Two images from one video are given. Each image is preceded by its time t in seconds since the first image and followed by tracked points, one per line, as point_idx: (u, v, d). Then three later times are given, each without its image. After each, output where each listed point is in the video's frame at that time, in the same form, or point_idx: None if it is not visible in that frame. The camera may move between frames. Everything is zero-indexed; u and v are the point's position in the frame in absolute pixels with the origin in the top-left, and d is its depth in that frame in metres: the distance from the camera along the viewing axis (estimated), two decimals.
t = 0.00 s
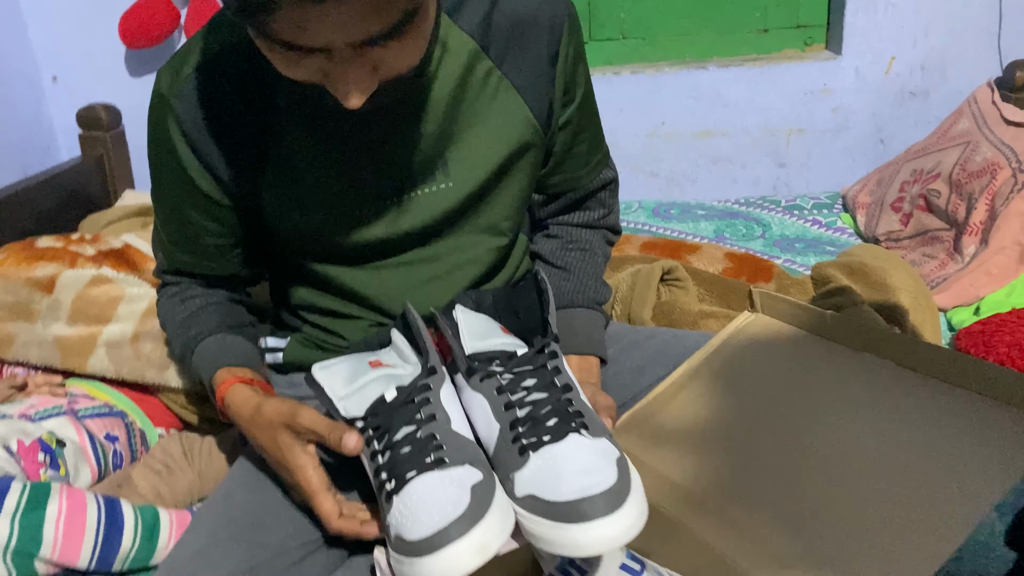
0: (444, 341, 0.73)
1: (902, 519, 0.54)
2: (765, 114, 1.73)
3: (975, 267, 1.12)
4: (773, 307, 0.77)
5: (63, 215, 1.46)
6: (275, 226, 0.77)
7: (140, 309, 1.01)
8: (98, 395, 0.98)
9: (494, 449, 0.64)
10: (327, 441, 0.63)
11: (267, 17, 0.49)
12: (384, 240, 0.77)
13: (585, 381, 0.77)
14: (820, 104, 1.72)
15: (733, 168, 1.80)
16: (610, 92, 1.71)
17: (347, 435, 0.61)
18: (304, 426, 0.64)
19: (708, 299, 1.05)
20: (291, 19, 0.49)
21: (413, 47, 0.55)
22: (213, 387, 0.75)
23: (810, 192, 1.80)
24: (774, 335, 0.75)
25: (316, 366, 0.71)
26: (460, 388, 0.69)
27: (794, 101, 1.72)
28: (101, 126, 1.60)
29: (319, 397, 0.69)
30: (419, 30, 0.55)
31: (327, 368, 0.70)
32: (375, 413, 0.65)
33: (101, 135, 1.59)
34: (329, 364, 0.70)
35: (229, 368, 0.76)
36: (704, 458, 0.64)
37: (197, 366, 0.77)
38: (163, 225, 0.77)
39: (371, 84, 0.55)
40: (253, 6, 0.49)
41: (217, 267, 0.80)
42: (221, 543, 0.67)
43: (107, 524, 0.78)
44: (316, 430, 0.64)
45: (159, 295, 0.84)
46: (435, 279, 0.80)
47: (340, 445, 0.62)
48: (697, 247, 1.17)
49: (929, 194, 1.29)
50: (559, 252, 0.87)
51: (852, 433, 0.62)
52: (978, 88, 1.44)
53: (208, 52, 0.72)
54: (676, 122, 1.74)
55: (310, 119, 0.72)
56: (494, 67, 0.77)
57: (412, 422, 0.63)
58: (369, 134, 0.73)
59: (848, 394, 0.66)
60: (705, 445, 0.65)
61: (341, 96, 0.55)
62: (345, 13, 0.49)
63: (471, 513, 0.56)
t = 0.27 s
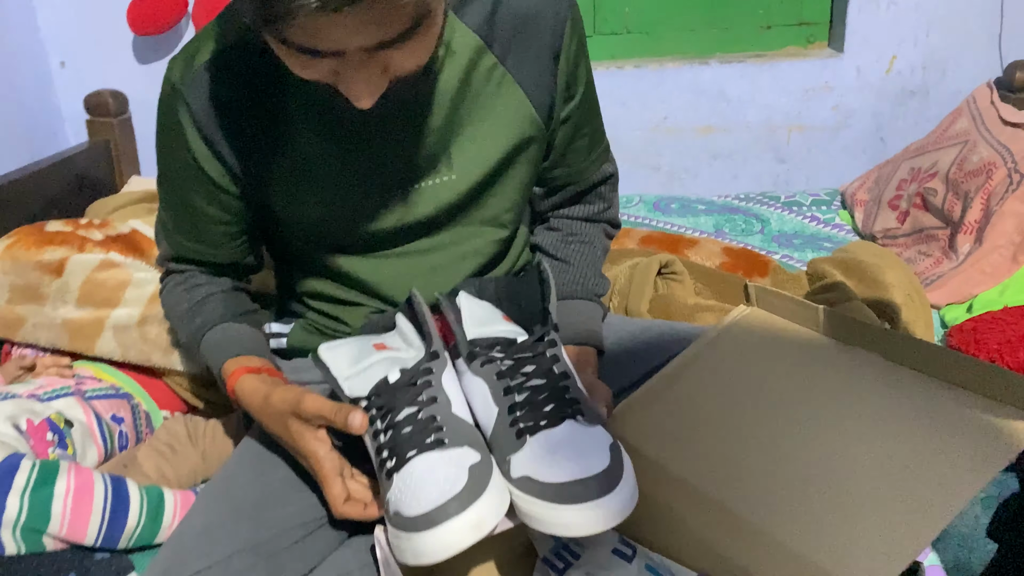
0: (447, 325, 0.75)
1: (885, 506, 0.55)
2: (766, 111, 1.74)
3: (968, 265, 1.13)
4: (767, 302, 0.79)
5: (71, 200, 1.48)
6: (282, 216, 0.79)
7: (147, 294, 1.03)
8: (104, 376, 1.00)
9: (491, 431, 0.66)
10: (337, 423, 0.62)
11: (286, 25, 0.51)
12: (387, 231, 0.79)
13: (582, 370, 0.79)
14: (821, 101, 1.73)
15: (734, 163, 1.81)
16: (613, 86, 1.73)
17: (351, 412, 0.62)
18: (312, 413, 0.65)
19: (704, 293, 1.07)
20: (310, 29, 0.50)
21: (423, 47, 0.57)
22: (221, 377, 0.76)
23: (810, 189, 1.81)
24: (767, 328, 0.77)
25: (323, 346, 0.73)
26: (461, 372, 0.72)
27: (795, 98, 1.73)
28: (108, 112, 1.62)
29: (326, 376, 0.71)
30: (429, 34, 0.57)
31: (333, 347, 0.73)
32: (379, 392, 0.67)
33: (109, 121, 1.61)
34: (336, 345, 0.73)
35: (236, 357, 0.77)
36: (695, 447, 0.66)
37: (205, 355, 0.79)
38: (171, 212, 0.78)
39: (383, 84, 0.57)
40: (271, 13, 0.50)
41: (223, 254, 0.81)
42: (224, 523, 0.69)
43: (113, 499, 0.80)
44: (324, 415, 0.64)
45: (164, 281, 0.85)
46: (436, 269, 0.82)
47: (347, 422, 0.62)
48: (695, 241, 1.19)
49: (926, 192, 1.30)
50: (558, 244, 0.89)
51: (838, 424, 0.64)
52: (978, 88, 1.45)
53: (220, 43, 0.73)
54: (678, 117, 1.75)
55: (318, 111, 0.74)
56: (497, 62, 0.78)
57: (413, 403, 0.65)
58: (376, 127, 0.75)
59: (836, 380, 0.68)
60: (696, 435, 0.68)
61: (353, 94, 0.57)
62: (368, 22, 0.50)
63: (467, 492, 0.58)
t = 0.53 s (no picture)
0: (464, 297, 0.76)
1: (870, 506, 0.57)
2: (773, 113, 1.76)
3: (967, 272, 1.15)
4: (764, 303, 0.80)
5: (84, 183, 1.50)
6: (296, 207, 0.81)
7: (160, 279, 1.05)
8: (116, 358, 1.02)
9: (492, 404, 0.69)
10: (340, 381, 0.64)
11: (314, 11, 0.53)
12: (396, 224, 0.82)
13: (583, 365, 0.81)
14: (828, 105, 1.74)
15: (739, 164, 1.82)
16: (621, 85, 1.74)
17: (363, 359, 0.61)
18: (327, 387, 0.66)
19: (705, 292, 1.09)
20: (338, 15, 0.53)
21: (443, 44, 0.59)
22: (242, 360, 0.78)
23: (815, 191, 1.82)
24: (764, 329, 0.79)
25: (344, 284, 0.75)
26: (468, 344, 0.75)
27: (802, 101, 1.74)
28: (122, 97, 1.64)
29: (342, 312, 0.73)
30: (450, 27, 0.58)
31: (354, 288, 0.74)
32: (393, 342, 0.69)
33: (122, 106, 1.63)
34: (358, 286, 0.74)
35: (258, 339, 0.78)
36: (690, 443, 0.68)
37: (225, 339, 0.80)
38: (188, 201, 0.80)
39: (403, 76, 0.58)
40: (301, 1, 0.53)
41: (237, 242, 0.83)
42: (231, 503, 0.71)
43: (123, 477, 0.82)
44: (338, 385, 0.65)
45: (178, 266, 0.87)
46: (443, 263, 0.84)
47: (356, 371, 0.62)
48: (697, 241, 1.21)
49: (928, 199, 1.32)
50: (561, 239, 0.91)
51: (830, 424, 0.66)
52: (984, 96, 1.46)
53: (241, 39, 0.75)
54: (686, 117, 1.77)
55: (334, 107, 0.75)
56: (509, 64, 0.80)
57: (426, 359, 0.68)
58: (389, 123, 0.77)
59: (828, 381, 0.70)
60: (692, 431, 0.70)
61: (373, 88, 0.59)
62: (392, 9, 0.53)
63: (465, 456, 0.61)
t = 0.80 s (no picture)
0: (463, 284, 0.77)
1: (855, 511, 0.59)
2: (779, 117, 1.76)
3: (967, 280, 1.16)
4: (763, 306, 0.82)
5: (94, 171, 1.52)
6: (306, 198, 0.82)
7: (169, 268, 1.07)
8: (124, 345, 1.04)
9: (489, 384, 0.70)
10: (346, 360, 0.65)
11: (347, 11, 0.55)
12: (405, 217, 0.83)
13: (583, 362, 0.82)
14: (835, 110, 1.75)
15: (745, 166, 1.83)
16: (629, 85, 1.75)
17: (365, 343, 0.64)
18: (331, 368, 0.67)
19: (706, 293, 1.10)
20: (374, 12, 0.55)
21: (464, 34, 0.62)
22: (256, 345, 0.79)
23: (819, 196, 1.83)
24: (762, 330, 0.80)
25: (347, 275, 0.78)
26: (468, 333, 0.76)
27: (809, 105, 1.75)
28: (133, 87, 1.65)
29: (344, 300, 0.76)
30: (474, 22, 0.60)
31: (357, 278, 0.78)
32: (392, 327, 0.71)
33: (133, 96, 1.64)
34: (359, 277, 0.78)
35: (270, 325, 0.80)
36: (686, 442, 0.70)
37: (236, 324, 0.82)
38: (201, 188, 0.82)
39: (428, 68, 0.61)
40: None
41: (247, 231, 0.84)
42: (236, 489, 0.73)
43: (130, 461, 0.84)
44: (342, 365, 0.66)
45: (188, 254, 0.89)
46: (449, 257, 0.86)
47: (359, 353, 0.64)
48: (700, 242, 1.22)
49: (930, 206, 1.33)
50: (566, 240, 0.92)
51: (824, 427, 0.67)
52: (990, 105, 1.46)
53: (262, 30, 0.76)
54: (692, 118, 1.78)
55: (348, 100, 0.77)
56: (520, 64, 0.82)
57: (425, 341, 0.70)
58: (402, 118, 0.78)
59: (824, 383, 0.71)
60: (688, 430, 0.71)
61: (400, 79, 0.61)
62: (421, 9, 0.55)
63: (459, 424, 0.62)
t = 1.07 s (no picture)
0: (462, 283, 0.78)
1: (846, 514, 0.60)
2: (785, 124, 1.77)
3: (967, 290, 1.17)
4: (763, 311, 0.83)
5: (103, 162, 1.53)
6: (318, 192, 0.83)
7: (176, 261, 1.08)
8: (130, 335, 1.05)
9: (485, 382, 0.71)
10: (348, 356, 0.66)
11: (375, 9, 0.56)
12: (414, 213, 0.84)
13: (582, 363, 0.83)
14: (840, 118, 1.76)
15: (749, 172, 1.84)
16: (636, 89, 1.76)
17: (368, 343, 0.65)
18: (334, 361, 0.68)
19: (706, 297, 1.11)
20: (401, 12, 0.56)
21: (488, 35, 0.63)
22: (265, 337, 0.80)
23: (823, 203, 1.84)
24: (760, 335, 0.81)
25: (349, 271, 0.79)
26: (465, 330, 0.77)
27: (815, 113, 1.75)
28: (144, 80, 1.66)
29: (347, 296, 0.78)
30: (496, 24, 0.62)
31: (359, 274, 0.79)
32: (392, 324, 0.73)
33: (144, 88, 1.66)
34: (361, 273, 0.78)
35: (280, 315, 0.81)
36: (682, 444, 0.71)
37: (245, 314, 0.83)
38: (212, 179, 0.82)
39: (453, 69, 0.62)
40: None
41: (257, 222, 0.85)
42: (237, 480, 0.74)
43: (134, 450, 0.85)
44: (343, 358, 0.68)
45: (195, 245, 0.89)
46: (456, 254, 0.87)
47: (363, 353, 0.65)
48: (702, 247, 1.23)
49: (933, 216, 1.34)
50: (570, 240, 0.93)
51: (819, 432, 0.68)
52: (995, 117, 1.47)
53: (279, 26, 0.77)
54: (698, 123, 1.79)
55: (362, 97, 0.78)
56: (533, 67, 0.82)
57: (423, 340, 0.71)
58: (415, 116, 0.79)
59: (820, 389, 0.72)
60: (684, 433, 0.72)
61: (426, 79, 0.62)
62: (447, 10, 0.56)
63: (457, 425, 0.63)
